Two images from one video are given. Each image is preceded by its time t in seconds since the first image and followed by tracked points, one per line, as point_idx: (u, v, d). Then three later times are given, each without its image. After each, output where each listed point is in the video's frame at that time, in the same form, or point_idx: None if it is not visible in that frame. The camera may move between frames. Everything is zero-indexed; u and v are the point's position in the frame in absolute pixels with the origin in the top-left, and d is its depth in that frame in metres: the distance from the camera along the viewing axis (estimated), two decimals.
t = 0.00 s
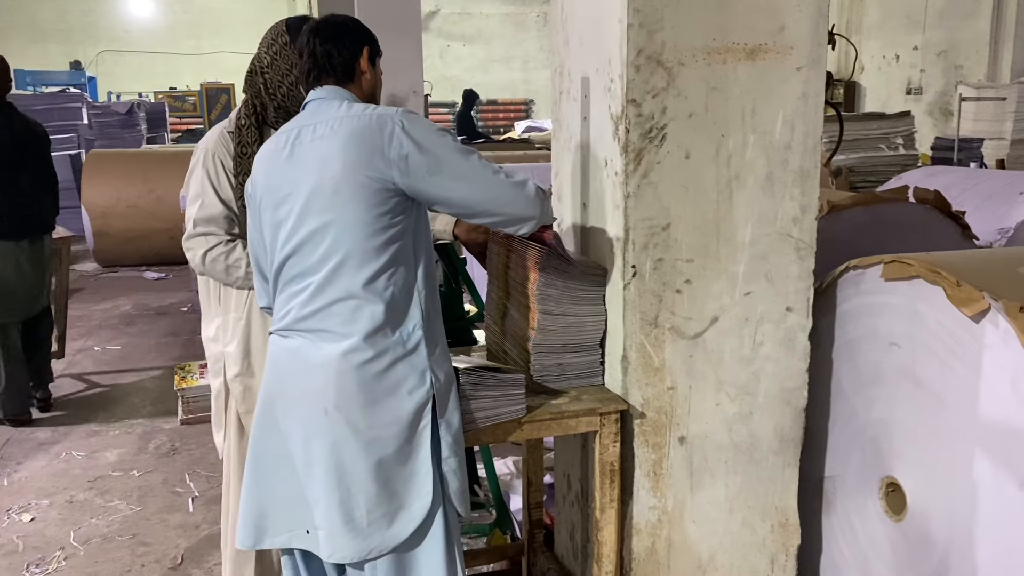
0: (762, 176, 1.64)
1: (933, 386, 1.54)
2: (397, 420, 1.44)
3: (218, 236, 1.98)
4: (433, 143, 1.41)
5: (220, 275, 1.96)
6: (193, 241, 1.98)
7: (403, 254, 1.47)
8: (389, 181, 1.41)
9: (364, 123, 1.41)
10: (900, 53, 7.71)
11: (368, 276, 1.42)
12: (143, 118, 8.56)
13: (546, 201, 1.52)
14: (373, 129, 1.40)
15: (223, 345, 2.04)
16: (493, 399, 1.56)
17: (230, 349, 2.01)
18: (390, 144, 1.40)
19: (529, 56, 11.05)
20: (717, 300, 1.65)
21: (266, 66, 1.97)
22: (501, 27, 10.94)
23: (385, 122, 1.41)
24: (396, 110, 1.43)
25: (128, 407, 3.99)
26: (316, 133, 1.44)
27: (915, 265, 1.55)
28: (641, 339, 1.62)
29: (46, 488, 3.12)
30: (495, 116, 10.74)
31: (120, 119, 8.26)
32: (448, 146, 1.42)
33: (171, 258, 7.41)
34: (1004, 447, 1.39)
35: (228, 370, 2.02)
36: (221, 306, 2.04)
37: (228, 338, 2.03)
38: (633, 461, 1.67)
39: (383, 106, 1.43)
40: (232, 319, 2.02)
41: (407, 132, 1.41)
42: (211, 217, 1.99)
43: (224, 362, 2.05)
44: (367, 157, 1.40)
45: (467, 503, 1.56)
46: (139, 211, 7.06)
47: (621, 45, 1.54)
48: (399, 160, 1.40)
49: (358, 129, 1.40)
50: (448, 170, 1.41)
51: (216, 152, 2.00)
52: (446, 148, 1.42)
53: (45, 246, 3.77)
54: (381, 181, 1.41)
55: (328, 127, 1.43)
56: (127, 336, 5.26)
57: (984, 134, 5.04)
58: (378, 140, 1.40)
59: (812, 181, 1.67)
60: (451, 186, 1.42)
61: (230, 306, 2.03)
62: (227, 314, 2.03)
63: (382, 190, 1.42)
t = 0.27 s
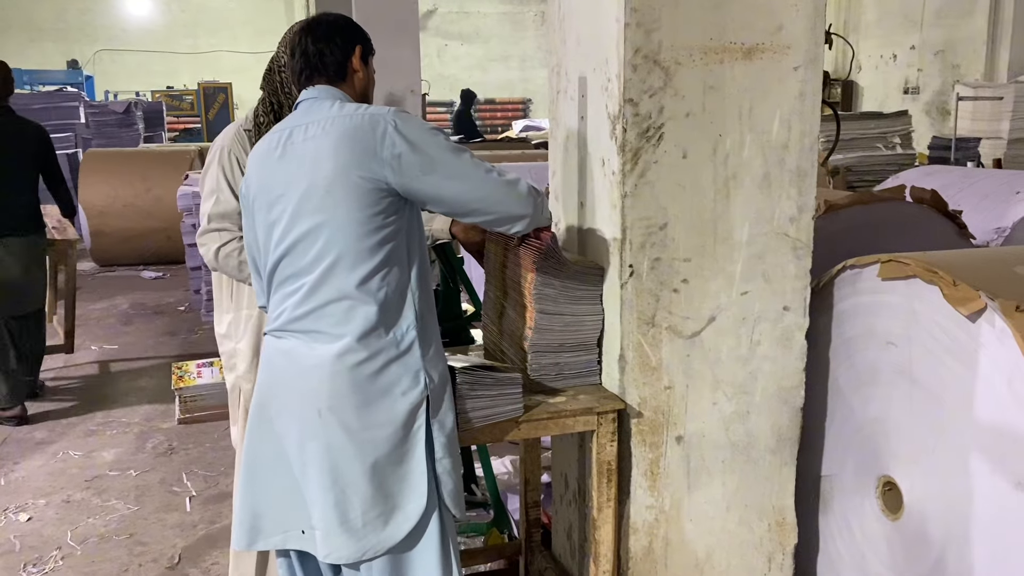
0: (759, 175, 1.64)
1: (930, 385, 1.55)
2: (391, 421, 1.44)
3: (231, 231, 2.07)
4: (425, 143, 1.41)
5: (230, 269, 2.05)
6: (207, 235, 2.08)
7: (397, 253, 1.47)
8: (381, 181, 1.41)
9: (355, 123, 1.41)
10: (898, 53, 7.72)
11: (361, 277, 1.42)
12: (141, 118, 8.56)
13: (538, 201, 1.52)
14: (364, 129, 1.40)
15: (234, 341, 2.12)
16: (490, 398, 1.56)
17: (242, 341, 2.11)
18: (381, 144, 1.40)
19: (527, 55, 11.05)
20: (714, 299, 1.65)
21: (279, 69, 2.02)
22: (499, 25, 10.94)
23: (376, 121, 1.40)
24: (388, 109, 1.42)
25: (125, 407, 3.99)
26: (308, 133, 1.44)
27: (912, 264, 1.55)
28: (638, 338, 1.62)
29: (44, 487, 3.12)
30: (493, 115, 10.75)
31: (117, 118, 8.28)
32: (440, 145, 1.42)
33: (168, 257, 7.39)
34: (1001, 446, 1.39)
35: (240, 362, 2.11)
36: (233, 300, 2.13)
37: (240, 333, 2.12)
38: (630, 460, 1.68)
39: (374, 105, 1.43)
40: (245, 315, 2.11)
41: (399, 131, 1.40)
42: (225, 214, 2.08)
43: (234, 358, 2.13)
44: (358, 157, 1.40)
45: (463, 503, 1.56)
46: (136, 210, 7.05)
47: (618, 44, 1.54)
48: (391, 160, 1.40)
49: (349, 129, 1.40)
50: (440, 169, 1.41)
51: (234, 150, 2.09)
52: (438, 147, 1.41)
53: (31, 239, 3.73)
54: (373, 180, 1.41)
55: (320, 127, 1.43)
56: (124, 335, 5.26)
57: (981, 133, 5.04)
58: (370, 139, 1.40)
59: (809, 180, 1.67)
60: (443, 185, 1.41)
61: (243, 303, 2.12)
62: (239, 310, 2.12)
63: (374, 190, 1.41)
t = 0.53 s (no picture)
0: (759, 173, 1.63)
1: (930, 383, 1.54)
2: (388, 419, 1.44)
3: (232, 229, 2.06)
4: (421, 139, 1.40)
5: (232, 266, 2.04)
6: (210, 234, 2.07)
7: (393, 251, 1.46)
8: (377, 177, 1.41)
9: (351, 120, 1.40)
10: (896, 51, 7.72)
11: (358, 275, 1.42)
12: (138, 116, 8.55)
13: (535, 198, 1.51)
14: (360, 126, 1.40)
15: (235, 339, 2.12)
16: (489, 396, 1.56)
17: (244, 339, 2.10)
18: (377, 140, 1.39)
19: (525, 53, 11.04)
20: (714, 296, 1.65)
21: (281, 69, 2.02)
22: (497, 24, 10.93)
23: (371, 118, 1.40)
24: (383, 106, 1.42)
25: (123, 405, 3.98)
26: (303, 130, 1.43)
27: (912, 261, 1.55)
28: (638, 337, 1.62)
29: (42, 486, 3.11)
30: (491, 114, 10.74)
31: (115, 117, 8.23)
32: (436, 142, 1.41)
33: (166, 256, 7.37)
34: (1002, 444, 1.39)
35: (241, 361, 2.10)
36: (235, 299, 2.13)
37: (240, 331, 2.11)
38: (630, 458, 1.67)
39: (369, 102, 1.42)
40: (245, 312, 2.10)
41: (394, 128, 1.40)
42: (227, 211, 2.07)
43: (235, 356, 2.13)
44: (354, 153, 1.39)
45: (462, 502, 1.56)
46: (134, 209, 7.04)
47: (617, 42, 1.53)
48: (387, 157, 1.39)
49: (345, 127, 1.40)
50: (436, 166, 1.41)
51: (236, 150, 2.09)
52: (434, 144, 1.41)
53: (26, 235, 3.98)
54: (369, 177, 1.40)
55: (316, 124, 1.42)
56: (122, 334, 5.25)
57: (980, 131, 5.05)
58: (365, 137, 1.39)
59: (809, 178, 1.67)
60: (439, 181, 1.41)
61: (244, 300, 2.12)
62: (240, 307, 2.12)
63: (370, 187, 1.41)
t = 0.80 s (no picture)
0: (758, 172, 1.63)
1: (930, 382, 1.55)
2: (385, 418, 1.44)
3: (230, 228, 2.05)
4: (418, 139, 1.40)
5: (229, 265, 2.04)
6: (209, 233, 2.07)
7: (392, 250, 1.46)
8: (374, 177, 1.41)
9: (348, 120, 1.40)
10: (894, 51, 7.73)
11: (355, 274, 1.42)
12: (137, 116, 8.54)
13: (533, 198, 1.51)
14: (357, 126, 1.40)
15: (230, 337, 2.12)
16: (488, 396, 1.56)
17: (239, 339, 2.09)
18: (374, 140, 1.39)
19: (524, 53, 11.04)
20: (713, 296, 1.65)
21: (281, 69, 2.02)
22: (496, 24, 10.92)
23: (367, 118, 1.40)
24: (379, 105, 1.42)
25: (122, 406, 3.98)
26: (300, 131, 1.44)
27: (911, 261, 1.55)
28: (637, 337, 1.62)
29: (41, 487, 3.11)
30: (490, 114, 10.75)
31: (113, 118, 8.22)
32: (433, 141, 1.41)
33: (165, 255, 7.36)
34: (1001, 444, 1.39)
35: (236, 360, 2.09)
36: (231, 298, 2.12)
37: (236, 330, 2.10)
38: (629, 458, 1.67)
39: (366, 102, 1.42)
40: (241, 311, 2.10)
41: (391, 127, 1.40)
42: (225, 210, 2.06)
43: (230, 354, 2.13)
44: (351, 153, 1.39)
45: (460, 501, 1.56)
46: (132, 209, 7.03)
47: (616, 42, 1.53)
48: (385, 156, 1.40)
49: (341, 127, 1.40)
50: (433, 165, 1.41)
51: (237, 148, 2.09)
52: (431, 143, 1.41)
53: (23, 237, 4.05)
54: (366, 176, 1.40)
55: (313, 124, 1.42)
56: (121, 334, 5.24)
57: (978, 131, 5.05)
58: (362, 136, 1.40)
59: (807, 177, 1.67)
60: (437, 180, 1.41)
61: (240, 299, 2.11)
62: (237, 305, 2.11)
63: (367, 186, 1.41)
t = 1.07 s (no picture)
0: (757, 171, 1.63)
1: (929, 381, 1.54)
2: (377, 418, 1.43)
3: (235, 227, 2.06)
4: (411, 142, 1.40)
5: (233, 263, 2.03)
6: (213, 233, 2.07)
7: (385, 249, 1.45)
8: (367, 177, 1.40)
9: (342, 119, 1.40)
10: (893, 50, 7.73)
11: (347, 273, 1.41)
12: (135, 116, 8.54)
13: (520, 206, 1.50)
14: (351, 125, 1.39)
15: (233, 336, 2.11)
16: (486, 395, 1.55)
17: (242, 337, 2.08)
18: (367, 140, 1.39)
19: (523, 52, 11.03)
20: (712, 295, 1.65)
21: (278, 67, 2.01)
22: (495, 23, 10.92)
23: (362, 118, 1.39)
24: (375, 106, 1.41)
25: (121, 406, 3.97)
26: (295, 128, 1.43)
27: (910, 260, 1.54)
28: (636, 335, 1.62)
29: (39, 487, 3.11)
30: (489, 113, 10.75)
31: (112, 117, 8.22)
32: (426, 144, 1.41)
33: (163, 255, 7.35)
34: (1000, 442, 1.38)
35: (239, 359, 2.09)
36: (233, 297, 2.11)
37: (239, 329, 2.09)
38: (628, 457, 1.67)
39: (360, 102, 1.42)
40: (243, 310, 2.09)
41: (385, 129, 1.39)
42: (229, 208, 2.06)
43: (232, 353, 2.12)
44: (344, 152, 1.39)
45: (454, 501, 1.55)
46: (131, 209, 7.02)
47: (614, 40, 1.53)
48: (377, 157, 1.39)
49: (336, 125, 1.39)
50: (425, 169, 1.40)
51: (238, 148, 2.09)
52: (424, 147, 1.40)
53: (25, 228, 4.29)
54: (358, 175, 1.39)
55: (308, 122, 1.42)
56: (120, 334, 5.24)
57: (977, 130, 5.05)
58: (356, 136, 1.39)
59: (806, 176, 1.66)
60: (428, 185, 1.40)
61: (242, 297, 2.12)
62: (239, 303, 2.11)
63: (358, 185, 1.40)
